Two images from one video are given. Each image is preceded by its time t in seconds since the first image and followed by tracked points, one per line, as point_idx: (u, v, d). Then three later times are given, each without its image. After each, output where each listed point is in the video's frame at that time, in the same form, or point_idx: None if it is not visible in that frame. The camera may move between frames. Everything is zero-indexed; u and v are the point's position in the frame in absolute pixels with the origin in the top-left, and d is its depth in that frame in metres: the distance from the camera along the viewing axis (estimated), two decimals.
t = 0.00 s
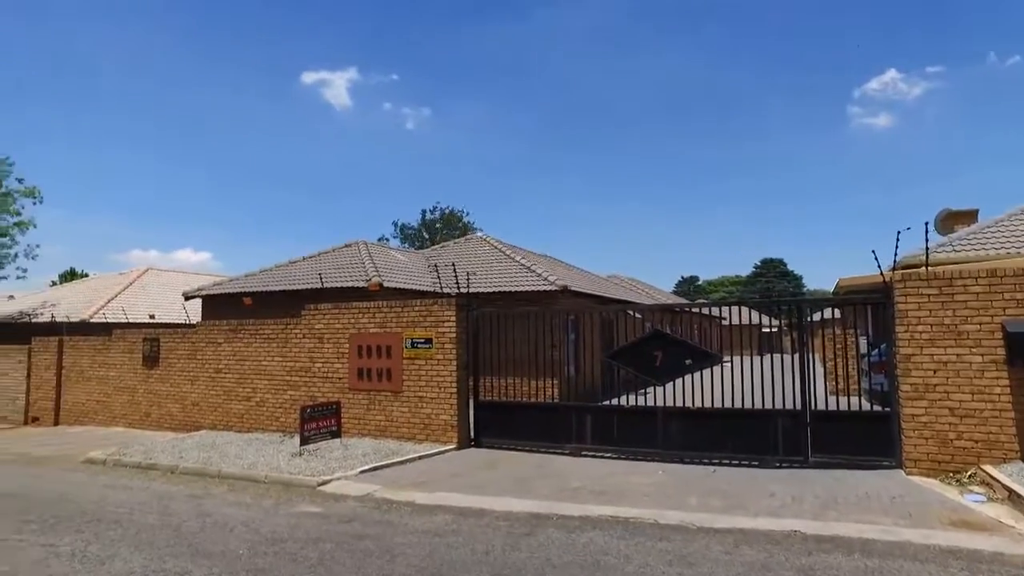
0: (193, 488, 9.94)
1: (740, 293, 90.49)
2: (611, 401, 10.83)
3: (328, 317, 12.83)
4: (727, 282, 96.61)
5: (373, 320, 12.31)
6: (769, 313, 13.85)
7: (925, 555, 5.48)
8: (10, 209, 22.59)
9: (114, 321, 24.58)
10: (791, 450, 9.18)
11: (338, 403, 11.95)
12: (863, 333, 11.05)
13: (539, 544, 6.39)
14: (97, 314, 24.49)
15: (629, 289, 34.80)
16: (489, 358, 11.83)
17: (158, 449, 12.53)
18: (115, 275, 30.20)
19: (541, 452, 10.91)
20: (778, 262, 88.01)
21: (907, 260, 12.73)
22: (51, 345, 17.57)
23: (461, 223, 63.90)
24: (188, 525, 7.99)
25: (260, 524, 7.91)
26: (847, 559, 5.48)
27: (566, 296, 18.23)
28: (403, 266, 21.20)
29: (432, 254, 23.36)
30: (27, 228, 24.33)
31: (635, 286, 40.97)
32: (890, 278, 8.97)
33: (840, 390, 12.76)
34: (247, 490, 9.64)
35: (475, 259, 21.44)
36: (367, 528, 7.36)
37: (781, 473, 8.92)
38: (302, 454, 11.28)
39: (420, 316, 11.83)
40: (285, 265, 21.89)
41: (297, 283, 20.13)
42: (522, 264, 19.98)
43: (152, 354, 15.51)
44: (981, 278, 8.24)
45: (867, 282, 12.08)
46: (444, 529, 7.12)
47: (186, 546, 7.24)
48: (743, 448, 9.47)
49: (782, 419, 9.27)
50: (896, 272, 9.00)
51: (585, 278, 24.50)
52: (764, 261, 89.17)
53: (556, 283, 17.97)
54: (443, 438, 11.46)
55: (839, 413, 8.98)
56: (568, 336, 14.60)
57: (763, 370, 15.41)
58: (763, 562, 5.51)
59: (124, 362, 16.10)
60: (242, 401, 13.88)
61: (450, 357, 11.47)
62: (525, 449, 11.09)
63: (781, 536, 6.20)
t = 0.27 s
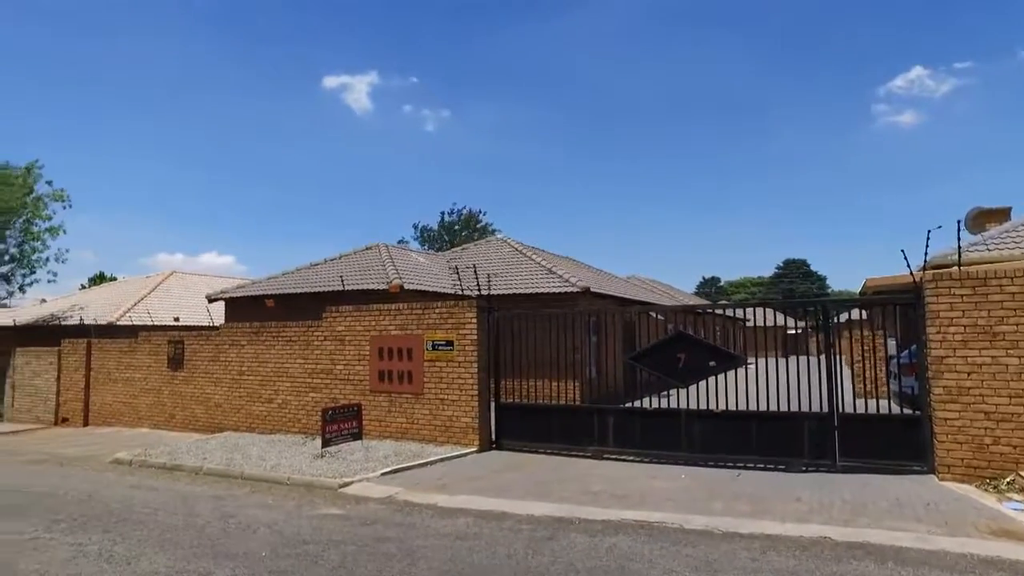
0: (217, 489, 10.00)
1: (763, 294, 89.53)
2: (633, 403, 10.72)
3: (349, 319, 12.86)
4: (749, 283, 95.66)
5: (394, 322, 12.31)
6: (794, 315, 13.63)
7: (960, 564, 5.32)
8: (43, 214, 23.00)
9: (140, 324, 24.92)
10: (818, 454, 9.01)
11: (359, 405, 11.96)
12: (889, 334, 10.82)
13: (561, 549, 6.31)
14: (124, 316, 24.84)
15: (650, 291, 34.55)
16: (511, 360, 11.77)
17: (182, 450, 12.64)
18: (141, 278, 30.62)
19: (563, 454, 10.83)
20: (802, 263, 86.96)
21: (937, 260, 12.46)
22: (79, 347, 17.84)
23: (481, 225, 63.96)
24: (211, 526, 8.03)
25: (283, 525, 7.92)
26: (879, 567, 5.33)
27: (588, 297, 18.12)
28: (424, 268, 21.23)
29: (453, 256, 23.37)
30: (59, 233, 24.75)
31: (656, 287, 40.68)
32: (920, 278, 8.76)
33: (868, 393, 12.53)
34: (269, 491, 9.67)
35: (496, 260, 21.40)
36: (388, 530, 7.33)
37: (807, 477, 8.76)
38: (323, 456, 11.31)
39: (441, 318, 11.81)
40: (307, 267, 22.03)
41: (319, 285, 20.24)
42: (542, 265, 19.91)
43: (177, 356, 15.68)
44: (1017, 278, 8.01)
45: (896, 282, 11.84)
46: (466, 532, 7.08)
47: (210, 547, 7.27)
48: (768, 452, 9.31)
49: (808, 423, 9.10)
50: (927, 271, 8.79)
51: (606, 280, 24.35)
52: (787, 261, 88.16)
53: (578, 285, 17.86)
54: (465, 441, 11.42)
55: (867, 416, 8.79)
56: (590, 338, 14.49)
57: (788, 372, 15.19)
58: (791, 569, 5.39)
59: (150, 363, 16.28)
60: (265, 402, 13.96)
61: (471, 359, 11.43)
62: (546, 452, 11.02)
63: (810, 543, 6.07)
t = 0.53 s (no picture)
0: (246, 489, 10.06)
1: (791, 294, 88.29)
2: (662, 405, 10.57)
3: (376, 321, 12.88)
4: (777, 283, 94.39)
5: (420, 324, 12.29)
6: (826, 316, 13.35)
7: None
8: (78, 218, 23.43)
9: (171, 326, 25.28)
10: (853, 458, 8.79)
11: (386, 406, 11.97)
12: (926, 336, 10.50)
13: (591, 553, 6.21)
14: (155, 319, 25.21)
15: (677, 292, 34.22)
16: (537, 362, 11.69)
17: (212, 451, 12.76)
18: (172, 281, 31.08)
19: (591, 457, 10.72)
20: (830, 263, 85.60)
21: (977, 259, 12.11)
22: (112, 348, 18.13)
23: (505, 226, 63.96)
24: (240, 527, 8.06)
25: (311, 527, 7.92)
26: None
27: (614, 298, 17.97)
28: (450, 269, 21.23)
29: (478, 257, 23.34)
30: (93, 238, 25.20)
31: (682, 288, 40.29)
32: (962, 277, 8.48)
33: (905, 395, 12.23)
34: (297, 492, 9.70)
35: (521, 261, 21.33)
36: (416, 533, 7.29)
37: (843, 482, 8.55)
38: (351, 457, 11.32)
39: (467, 320, 11.76)
40: (334, 270, 22.16)
41: (345, 287, 20.35)
42: (568, 266, 19.79)
43: (206, 357, 15.85)
44: None
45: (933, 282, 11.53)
46: (494, 536, 7.00)
47: (239, 548, 7.29)
48: (802, 455, 9.11)
49: (843, 426, 8.87)
50: (969, 270, 8.52)
51: (631, 281, 24.15)
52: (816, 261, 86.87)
53: (605, 286, 17.72)
54: (491, 443, 11.36)
55: (905, 420, 8.55)
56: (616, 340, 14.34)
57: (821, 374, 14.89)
58: None
59: (180, 365, 16.49)
60: (292, 404, 14.05)
61: (497, 361, 11.37)
62: (574, 454, 10.91)
63: (849, 551, 5.88)
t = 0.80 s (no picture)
0: (276, 490, 10.09)
1: (822, 294, 86.83)
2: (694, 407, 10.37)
3: (405, 322, 12.87)
4: (808, 283, 92.91)
5: (449, 325, 12.24)
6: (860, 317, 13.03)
7: None
8: (115, 223, 23.85)
9: (203, 328, 25.63)
10: (894, 463, 8.51)
11: (415, 408, 11.93)
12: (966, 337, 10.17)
13: (625, 559, 6.07)
14: (188, 321, 25.58)
15: (707, 292, 33.79)
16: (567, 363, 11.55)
17: (243, 452, 12.85)
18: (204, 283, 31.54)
19: (622, 459, 10.56)
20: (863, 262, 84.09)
21: None
22: (146, 350, 18.41)
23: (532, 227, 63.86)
24: (271, 528, 8.06)
25: (340, 529, 7.90)
26: None
27: (644, 298, 17.76)
28: (478, 271, 21.19)
29: (506, 258, 23.27)
30: (130, 241, 25.65)
31: (711, 288, 39.89)
32: (1009, 276, 8.16)
33: (946, 398, 11.86)
34: (327, 494, 9.70)
35: (549, 262, 21.21)
36: (446, 536, 7.22)
37: (884, 488, 8.28)
38: (380, 459, 11.31)
39: (496, 321, 11.67)
40: (363, 271, 22.27)
41: (374, 289, 20.42)
42: (597, 267, 19.62)
43: (237, 359, 16.00)
44: None
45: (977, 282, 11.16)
46: (525, 540, 6.90)
47: (270, 549, 7.28)
48: (840, 460, 8.85)
49: (883, 430, 8.60)
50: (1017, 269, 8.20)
51: (661, 281, 23.88)
52: (848, 261, 85.38)
53: (634, 286, 17.53)
54: (521, 445, 11.26)
55: (949, 424, 8.25)
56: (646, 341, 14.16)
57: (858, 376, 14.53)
58: None
59: (212, 366, 16.67)
60: (322, 405, 14.10)
61: (527, 362, 11.27)
62: (605, 457, 10.76)
63: (893, 560, 5.67)
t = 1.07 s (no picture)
0: (303, 493, 10.10)
1: (851, 295, 85.41)
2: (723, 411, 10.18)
3: (430, 324, 12.83)
4: (836, 284, 91.45)
5: (474, 327, 12.18)
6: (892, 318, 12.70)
7: None
8: (146, 227, 24.18)
9: (231, 330, 25.89)
10: (934, 469, 8.25)
11: (440, 411, 11.88)
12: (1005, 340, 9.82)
13: (655, 566, 5.93)
14: (216, 324, 25.85)
15: (734, 293, 33.35)
16: (593, 365, 11.42)
17: (269, 454, 12.91)
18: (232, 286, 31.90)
19: (650, 464, 10.40)
20: (894, 262, 82.57)
21: None
22: (175, 352, 18.63)
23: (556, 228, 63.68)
24: (297, 531, 8.05)
25: (366, 532, 7.85)
26: None
27: (671, 300, 17.54)
28: (502, 272, 21.12)
29: (531, 260, 23.18)
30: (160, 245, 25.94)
31: (737, 289, 39.40)
32: None
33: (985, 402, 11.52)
34: (353, 496, 9.68)
35: (574, 264, 21.07)
36: (472, 541, 7.13)
37: (923, 495, 8.02)
38: (405, 461, 11.27)
39: (522, 323, 11.57)
40: (387, 274, 22.32)
41: (399, 291, 20.45)
42: (623, 268, 19.44)
43: (264, 361, 16.10)
44: None
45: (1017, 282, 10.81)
46: (552, 545, 6.79)
47: (297, 552, 7.26)
48: (876, 466, 8.60)
49: (922, 435, 8.34)
50: None
51: (687, 282, 23.61)
52: (878, 260, 83.91)
53: (661, 288, 17.33)
54: (547, 449, 11.15)
55: (992, 430, 7.97)
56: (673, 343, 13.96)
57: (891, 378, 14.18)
58: None
59: (239, 369, 16.79)
60: (347, 408, 14.12)
61: (553, 365, 11.15)
62: (632, 461, 10.61)
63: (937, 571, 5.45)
